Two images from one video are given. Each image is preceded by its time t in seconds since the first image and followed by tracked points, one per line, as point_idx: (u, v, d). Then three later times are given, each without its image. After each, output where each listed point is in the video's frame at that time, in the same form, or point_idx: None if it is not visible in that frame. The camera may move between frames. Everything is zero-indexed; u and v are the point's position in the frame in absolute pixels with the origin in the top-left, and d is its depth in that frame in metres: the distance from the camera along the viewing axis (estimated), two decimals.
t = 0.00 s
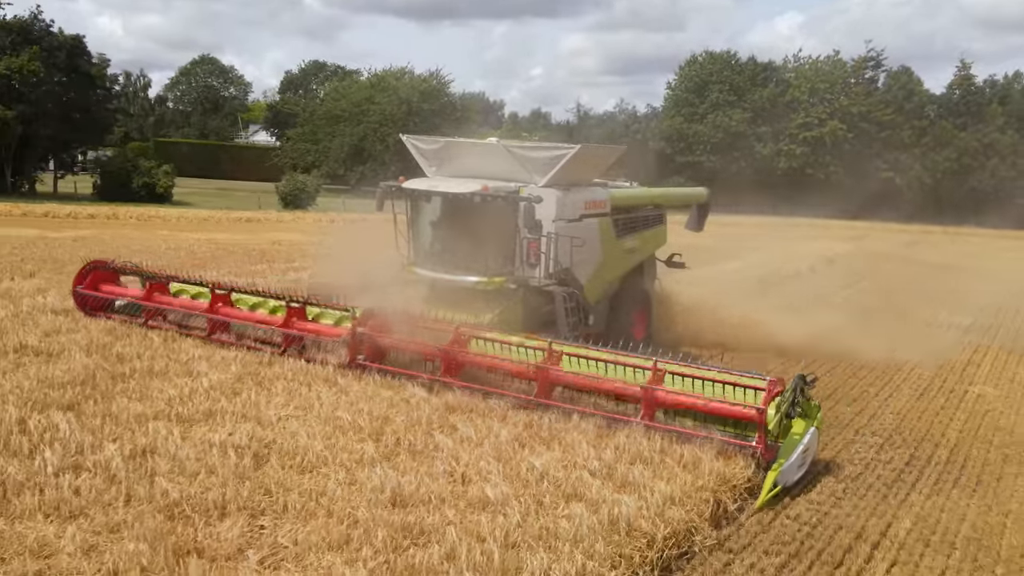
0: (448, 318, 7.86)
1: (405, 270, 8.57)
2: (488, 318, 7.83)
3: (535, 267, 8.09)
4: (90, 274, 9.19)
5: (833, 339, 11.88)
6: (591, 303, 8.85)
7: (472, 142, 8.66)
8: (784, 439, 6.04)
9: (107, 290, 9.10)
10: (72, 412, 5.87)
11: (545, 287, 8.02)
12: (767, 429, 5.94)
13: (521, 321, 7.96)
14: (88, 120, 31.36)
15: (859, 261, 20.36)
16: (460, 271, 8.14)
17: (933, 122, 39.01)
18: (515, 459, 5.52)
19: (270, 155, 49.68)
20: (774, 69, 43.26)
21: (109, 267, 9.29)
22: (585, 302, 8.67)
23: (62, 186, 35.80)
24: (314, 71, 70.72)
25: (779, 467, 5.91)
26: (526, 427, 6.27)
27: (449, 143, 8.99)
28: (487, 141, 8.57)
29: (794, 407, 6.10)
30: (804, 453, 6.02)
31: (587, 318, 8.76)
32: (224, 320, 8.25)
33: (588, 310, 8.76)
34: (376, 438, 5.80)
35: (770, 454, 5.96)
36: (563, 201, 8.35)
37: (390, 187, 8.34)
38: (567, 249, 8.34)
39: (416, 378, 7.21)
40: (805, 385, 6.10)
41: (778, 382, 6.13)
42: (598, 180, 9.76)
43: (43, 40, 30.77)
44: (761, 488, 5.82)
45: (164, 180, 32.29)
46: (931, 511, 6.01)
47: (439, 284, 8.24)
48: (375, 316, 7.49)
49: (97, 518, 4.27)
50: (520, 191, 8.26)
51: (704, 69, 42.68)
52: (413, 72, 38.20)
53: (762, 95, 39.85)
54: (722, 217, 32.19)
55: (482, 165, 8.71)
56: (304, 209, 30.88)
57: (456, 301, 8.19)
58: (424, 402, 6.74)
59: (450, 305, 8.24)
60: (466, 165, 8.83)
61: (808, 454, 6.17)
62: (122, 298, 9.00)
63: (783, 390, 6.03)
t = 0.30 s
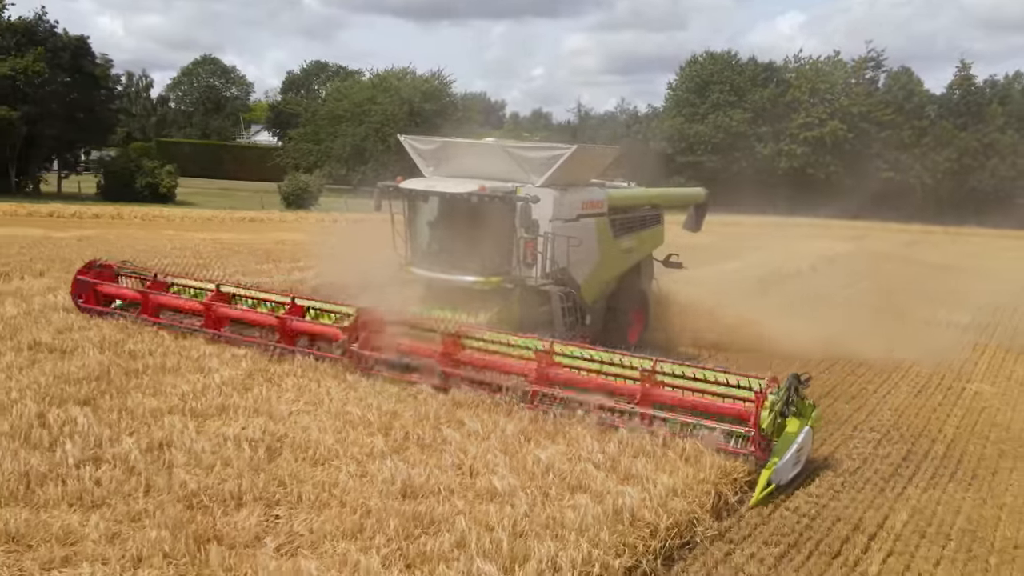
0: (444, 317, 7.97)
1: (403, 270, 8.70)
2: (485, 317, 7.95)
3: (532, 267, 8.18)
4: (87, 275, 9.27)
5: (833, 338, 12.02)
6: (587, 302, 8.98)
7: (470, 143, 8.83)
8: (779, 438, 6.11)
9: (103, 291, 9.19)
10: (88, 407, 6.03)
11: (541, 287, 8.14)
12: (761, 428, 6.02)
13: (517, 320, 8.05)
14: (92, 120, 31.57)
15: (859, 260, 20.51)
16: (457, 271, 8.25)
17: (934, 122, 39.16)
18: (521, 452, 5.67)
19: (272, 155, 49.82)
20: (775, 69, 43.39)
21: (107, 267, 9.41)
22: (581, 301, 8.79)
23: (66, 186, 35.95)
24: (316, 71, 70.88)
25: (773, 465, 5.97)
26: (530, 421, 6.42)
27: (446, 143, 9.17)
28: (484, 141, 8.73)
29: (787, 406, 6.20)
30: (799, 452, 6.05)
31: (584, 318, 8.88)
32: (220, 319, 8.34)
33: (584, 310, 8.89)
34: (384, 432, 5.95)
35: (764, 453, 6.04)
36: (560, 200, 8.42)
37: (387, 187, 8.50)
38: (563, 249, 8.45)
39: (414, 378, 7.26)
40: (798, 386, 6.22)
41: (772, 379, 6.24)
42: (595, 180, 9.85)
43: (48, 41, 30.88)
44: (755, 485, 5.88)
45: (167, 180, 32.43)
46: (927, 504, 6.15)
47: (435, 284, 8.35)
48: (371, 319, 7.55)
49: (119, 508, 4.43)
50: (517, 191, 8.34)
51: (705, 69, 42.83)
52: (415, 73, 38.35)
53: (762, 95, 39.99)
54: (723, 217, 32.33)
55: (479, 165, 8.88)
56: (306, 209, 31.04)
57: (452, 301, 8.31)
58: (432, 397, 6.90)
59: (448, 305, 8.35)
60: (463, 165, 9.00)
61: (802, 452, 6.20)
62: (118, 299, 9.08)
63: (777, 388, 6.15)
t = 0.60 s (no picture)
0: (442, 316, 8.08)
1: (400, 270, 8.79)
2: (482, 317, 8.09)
3: (529, 266, 8.36)
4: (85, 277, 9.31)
5: (832, 338, 12.20)
6: (584, 301, 9.13)
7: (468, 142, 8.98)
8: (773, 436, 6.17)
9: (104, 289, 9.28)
10: (106, 399, 6.20)
11: (538, 285, 8.31)
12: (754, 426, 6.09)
13: (514, 318, 8.24)
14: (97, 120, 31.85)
15: (859, 260, 20.69)
16: (455, 270, 8.36)
17: (934, 122, 39.34)
18: (528, 443, 5.85)
19: (276, 155, 50.06)
20: (776, 69, 43.58)
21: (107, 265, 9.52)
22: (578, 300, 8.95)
23: (71, 186, 36.18)
24: (319, 72, 71.13)
25: (768, 463, 5.99)
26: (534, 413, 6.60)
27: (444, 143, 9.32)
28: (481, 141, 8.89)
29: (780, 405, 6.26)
30: (792, 450, 6.07)
31: (581, 317, 9.04)
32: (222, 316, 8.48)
33: (581, 309, 9.04)
34: (395, 425, 6.13)
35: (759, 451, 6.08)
36: (556, 200, 8.57)
37: (385, 186, 8.69)
38: (560, 249, 8.61)
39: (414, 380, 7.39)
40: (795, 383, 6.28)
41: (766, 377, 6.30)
42: (592, 180, 9.99)
43: (54, 42, 31.05)
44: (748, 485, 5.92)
45: (172, 179, 32.66)
46: (923, 495, 6.31)
47: (433, 282, 8.44)
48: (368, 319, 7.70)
49: (142, 495, 4.60)
50: (514, 190, 8.51)
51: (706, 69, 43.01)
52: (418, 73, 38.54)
53: (763, 95, 40.14)
54: (725, 216, 32.52)
55: (476, 165, 9.03)
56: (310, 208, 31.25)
57: (450, 300, 8.43)
58: (440, 391, 7.07)
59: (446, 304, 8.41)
60: (461, 165, 9.15)
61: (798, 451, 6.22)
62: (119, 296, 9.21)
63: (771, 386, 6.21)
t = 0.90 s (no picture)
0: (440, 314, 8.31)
1: (397, 269, 8.98)
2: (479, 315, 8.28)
3: (526, 265, 8.46)
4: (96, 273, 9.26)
5: (832, 337, 12.35)
6: (582, 300, 9.21)
7: (465, 141, 9.18)
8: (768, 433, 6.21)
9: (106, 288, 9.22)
10: (125, 393, 6.38)
11: (535, 284, 8.41)
12: (750, 423, 6.13)
13: (511, 318, 8.45)
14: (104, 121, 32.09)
15: (861, 259, 20.83)
16: (452, 269, 8.54)
17: (936, 122, 39.45)
18: (534, 436, 6.02)
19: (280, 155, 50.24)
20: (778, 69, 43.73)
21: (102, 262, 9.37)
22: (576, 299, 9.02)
23: (77, 186, 36.39)
24: (323, 72, 71.33)
25: (762, 460, 6.05)
26: (542, 404, 6.76)
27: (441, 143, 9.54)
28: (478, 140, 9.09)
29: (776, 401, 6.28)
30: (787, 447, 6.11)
31: (578, 316, 9.13)
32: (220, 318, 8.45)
33: (579, 307, 9.14)
34: (405, 418, 6.29)
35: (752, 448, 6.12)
36: (553, 199, 8.65)
37: (383, 186, 8.83)
38: (558, 247, 8.67)
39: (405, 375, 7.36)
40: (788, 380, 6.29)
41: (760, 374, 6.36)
42: (589, 179, 10.10)
43: (60, 42, 31.22)
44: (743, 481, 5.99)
45: (177, 179, 32.85)
46: (920, 487, 6.46)
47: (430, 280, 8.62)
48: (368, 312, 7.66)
49: (163, 483, 4.77)
50: (511, 189, 8.60)
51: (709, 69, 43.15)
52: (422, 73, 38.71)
53: (766, 95, 40.28)
54: (727, 216, 32.64)
55: (473, 164, 9.22)
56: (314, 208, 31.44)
57: (447, 299, 8.59)
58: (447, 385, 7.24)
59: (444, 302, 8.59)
60: (458, 164, 9.35)
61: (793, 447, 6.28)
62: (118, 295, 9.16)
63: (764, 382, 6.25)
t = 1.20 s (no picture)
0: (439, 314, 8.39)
1: (397, 268, 9.06)
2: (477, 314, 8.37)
3: (524, 264, 8.59)
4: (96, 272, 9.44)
5: (834, 336, 12.48)
6: (581, 299, 9.29)
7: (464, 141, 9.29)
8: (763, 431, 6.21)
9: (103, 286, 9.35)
10: (140, 387, 6.53)
11: (533, 283, 8.55)
12: (744, 420, 6.17)
13: (509, 317, 8.54)
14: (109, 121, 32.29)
15: (863, 258, 20.98)
16: (451, 268, 8.62)
17: (939, 121, 39.60)
18: (541, 429, 6.16)
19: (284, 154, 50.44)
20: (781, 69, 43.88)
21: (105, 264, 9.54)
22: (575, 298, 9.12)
23: (83, 186, 36.58)
24: (326, 72, 71.56)
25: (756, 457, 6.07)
26: (547, 398, 6.91)
27: (441, 142, 9.64)
28: (476, 140, 9.20)
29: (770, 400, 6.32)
30: (782, 445, 6.11)
31: (577, 315, 9.22)
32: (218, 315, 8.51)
33: (577, 306, 9.22)
34: (413, 412, 6.44)
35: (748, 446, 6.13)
36: (551, 198, 8.80)
37: (381, 185, 8.89)
38: (556, 247, 8.82)
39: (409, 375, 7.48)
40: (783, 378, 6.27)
41: (755, 374, 6.39)
42: (589, 179, 10.25)
43: (66, 43, 31.41)
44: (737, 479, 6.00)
45: (182, 179, 33.06)
46: (919, 481, 6.59)
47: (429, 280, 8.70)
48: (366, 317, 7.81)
49: (180, 473, 4.92)
50: (509, 188, 8.74)
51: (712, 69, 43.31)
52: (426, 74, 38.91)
53: (768, 95, 40.43)
54: (729, 216, 32.77)
55: (472, 163, 9.32)
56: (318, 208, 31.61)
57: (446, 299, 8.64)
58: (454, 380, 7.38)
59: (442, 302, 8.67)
60: (457, 163, 9.46)
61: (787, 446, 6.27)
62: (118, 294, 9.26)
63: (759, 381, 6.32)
